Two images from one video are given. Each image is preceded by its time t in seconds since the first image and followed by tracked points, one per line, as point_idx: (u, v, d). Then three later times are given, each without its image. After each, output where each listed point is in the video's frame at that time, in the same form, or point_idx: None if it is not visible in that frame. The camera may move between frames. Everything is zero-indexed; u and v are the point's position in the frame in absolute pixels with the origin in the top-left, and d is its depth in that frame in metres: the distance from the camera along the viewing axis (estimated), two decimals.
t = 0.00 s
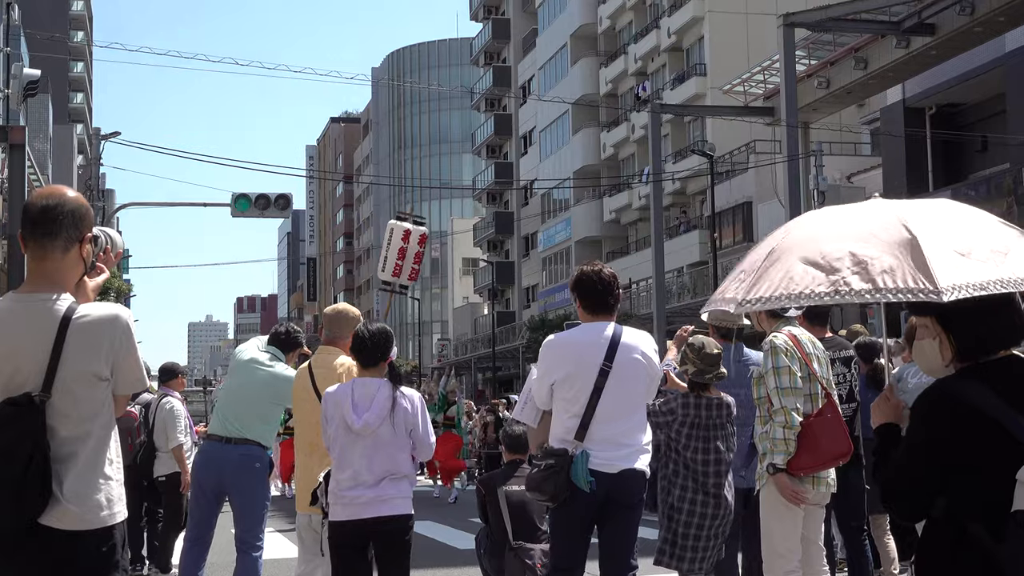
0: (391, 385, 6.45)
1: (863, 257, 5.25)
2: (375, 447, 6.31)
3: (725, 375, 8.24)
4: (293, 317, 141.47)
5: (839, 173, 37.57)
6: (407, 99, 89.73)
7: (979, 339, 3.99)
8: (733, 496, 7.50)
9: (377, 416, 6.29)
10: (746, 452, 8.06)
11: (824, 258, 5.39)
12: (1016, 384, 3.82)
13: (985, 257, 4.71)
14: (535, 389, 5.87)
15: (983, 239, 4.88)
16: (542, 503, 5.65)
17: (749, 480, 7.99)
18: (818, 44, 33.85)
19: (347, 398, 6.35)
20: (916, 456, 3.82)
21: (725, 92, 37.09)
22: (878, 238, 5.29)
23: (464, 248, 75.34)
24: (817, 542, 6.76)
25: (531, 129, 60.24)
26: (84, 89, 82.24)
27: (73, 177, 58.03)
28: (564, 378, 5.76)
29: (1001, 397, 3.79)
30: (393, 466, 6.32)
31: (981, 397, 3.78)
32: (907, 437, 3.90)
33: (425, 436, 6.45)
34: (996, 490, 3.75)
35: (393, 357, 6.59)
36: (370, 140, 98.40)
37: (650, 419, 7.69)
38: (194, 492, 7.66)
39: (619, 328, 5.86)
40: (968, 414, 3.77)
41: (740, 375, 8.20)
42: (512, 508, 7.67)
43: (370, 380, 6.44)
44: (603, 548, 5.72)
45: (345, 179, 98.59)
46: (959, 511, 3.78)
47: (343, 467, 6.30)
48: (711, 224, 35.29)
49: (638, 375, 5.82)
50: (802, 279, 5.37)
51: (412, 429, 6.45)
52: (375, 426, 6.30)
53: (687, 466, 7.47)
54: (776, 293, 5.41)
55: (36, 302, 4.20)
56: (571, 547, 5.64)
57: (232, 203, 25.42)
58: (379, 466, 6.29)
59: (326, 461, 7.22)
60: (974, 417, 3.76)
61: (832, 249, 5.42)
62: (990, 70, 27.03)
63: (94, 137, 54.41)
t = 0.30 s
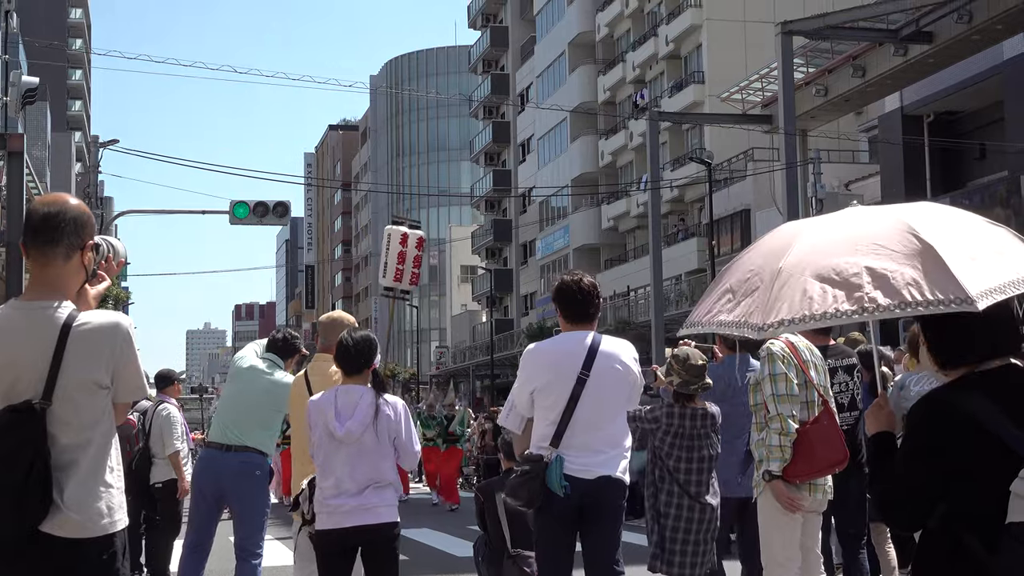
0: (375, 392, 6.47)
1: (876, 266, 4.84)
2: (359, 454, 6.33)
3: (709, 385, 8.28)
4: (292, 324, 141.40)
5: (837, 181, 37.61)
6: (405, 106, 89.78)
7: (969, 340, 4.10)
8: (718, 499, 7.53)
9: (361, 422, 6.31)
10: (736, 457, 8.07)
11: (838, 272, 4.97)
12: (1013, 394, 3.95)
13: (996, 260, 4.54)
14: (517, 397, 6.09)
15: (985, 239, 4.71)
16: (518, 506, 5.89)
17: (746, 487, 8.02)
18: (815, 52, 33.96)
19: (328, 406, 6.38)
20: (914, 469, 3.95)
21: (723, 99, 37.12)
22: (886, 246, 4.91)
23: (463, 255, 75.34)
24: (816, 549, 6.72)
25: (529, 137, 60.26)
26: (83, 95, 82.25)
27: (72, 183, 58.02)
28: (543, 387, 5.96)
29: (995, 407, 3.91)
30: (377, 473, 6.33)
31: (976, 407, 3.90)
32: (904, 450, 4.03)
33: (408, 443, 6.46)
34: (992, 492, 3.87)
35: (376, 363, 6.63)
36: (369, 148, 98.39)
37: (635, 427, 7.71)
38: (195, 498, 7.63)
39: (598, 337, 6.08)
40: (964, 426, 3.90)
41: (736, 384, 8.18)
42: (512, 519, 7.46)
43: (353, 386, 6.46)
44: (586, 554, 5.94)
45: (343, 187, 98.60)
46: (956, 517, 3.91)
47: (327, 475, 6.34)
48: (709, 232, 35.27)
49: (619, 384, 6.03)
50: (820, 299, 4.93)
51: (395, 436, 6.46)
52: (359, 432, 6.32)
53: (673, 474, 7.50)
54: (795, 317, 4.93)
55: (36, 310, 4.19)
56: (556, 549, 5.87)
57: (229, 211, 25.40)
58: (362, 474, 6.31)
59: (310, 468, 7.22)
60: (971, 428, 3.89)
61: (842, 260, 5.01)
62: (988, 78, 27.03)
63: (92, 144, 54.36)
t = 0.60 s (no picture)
0: (361, 394, 6.48)
1: (865, 283, 4.56)
2: (344, 454, 6.35)
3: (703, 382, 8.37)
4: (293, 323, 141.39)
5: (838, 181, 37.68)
6: (407, 106, 89.80)
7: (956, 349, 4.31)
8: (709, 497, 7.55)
9: (345, 423, 6.32)
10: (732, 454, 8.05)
11: (827, 288, 4.66)
12: (1004, 404, 4.02)
13: (989, 286, 4.33)
14: (503, 395, 6.16)
15: (977, 258, 4.50)
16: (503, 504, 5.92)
17: (744, 485, 7.89)
18: (818, 52, 34.01)
19: (315, 406, 6.42)
20: (905, 470, 4.13)
21: (726, 99, 37.12)
22: (878, 263, 4.61)
23: (465, 255, 75.40)
24: (816, 549, 6.71)
25: (531, 136, 60.27)
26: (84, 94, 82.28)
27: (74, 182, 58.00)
28: (527, 386, 6.04)
29: (986, 414, 4.01)
30: (362, 475, 6.33)
31: (965, 414, 4.03)
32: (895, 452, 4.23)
33: (396, 443, 6.45)
34: (977, 494, 3.98)
35: (365, 361, 6.66)
36: (370, 147, 98.41)
37: (627, 423, 7.67)
38: (195, 497, 7.64)
39: (582, 337, 6.11)
40: (954, 431, 4.04)
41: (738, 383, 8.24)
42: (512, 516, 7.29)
43: (339, 387, 6.48)
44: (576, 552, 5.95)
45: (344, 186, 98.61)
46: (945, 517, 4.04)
47: (314, 476, 6.36)
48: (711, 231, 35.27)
49: (601, 385, 6.03)
50: (805, 316, 4.65)
51: (382, 436, 6.45)
52: (347, 432, 6.34)
53: (664, 471, 7.50)
54: (777, 340, 4.68)
55: (39, 308, 4.20)
56: (546, 547, 5.91)
57: (231, 210, 25.42)
58: (348, 475, 6.32)
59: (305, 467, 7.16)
60: (959, 434, 4.03)
61: (830, 273, 4.70)
62: (990, 78, 27.01)
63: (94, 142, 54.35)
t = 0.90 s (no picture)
0: (354, 396, 6.48)
1: (833, 287, 4.67)
2: (337, 455, 6.34)
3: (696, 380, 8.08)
4: (292, 324, 141.41)
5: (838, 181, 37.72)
6: (406, 107, 89.80)
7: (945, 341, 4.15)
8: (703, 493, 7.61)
9: (337, 423, 6.33)
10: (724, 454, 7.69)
11: (802, 290, 4.78)
12: (990, 407, 3.84)
13: (957, 293, 4.24)
14: (496, 396, 6.14)
15: (954, 262, 4.40)
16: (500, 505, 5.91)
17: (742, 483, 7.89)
18: (817, 53, 34.05)
19: (308, 409, 6.45)
20: (888, 476, 3.93)
21: (725, 100, 37.10)
22: (851, 269, 4.67)
23: (465, 256, 75.43)
24: (816, 549, 6.71)
25: (531, 137, 60.28)
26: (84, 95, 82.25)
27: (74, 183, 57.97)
28: (521, 387, 6.04)
29: (972, 418, 3.84)
30: (355, 476, 6.33)
31: (954, 418, 3.84)
32: (884, 455, 4.00)
33: (389, 445, 6.45)
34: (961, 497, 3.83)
35: (357, 363, 6.67)
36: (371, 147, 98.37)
37: (623, 421, 7.72)
38: (194, 498, 7.66)
39: (575, 338, 6.12)
40: (941, 435, 3.85)
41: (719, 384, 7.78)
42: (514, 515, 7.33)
43: (332, 389, 6.50)
44: (572, 552, 5.95)
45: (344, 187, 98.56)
46: (931, 523, 3.86)
47: (308, 477, 6.38)
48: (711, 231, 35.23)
49: (594, 385, 6.04)
50: (777, 318, 4.80)
51: (374, 437, 6.45)
52: (340, 434, 6.34)
53: (657, 469, 7.59)
54: (745, 338, 4.88)
55: (38, 309, 4.19)
56: (543, 548, 5.92)
57: (231, 210, 25.41)
58: (340, 476, 6.32)
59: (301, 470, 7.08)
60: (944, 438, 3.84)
61: (807, 277, 4.81)
62: (991, 78, 26.98)
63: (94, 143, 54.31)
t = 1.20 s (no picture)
0: (355, 395, 6.46)
1: (824, 279, 4.82)
2: (338, 455, 6.33)
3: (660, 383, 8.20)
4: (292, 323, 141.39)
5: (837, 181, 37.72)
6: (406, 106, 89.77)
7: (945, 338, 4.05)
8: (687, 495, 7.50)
9: (338, 424, 6.31)
10: (702, 452, 7.90)
11: (799, 282, 4.93)
12: (989, 408, 3.78)
13: (940, 288, 4.22)
14: (496, 394, 6.12)
15: (937, 254, 4.38)
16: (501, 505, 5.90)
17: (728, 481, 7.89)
18: (817, 53, 34.04)
19: (309, 408, 6.42)
20: (887, 476, 3.90)
21: (725, 100, 37.08)
22: (843, 263, 4.78)
23: (464, 255, 75.41)
24: (816, 550, 6.69)
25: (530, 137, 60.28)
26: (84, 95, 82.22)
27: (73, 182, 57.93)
28: (521, 387, 6.02)
29: (968, 418, 3.78)
30: (357, 475, 6.32)
31: (949, 419, 3.78)
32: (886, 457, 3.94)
33: (391, 445, 6.43)
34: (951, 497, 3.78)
35: (359, 361, 6.66)
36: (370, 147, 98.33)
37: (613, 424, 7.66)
38: (193, 497, 7.64)
39: (575, 338, 6.11)
40: (936, 436, 3.80)
41: (694, 384, 7.93)
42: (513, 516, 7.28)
43: (334, 388, 6.47)
44: (568, 551, 5.95)
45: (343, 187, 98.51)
46: (927, 523, 3.83)
47: (310, 477, 6.36)
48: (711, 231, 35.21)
49: (593, 385, 6.04)
50: (773, 307, 4.98)
51: (376, 437, 6.43)
52: (341, 433, 6.32)
53: (642, 471, 7.45)
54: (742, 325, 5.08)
55: (36, 308, 4.18)
56: (543, 547, 5.90)
57: (231, 210, 25.38)
58: (342, 476, 6.31)
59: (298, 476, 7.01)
60: (940, 438, 3.79)
61: (804, 269, 4.95)
62: (991, 78, 26.92)
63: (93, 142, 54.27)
